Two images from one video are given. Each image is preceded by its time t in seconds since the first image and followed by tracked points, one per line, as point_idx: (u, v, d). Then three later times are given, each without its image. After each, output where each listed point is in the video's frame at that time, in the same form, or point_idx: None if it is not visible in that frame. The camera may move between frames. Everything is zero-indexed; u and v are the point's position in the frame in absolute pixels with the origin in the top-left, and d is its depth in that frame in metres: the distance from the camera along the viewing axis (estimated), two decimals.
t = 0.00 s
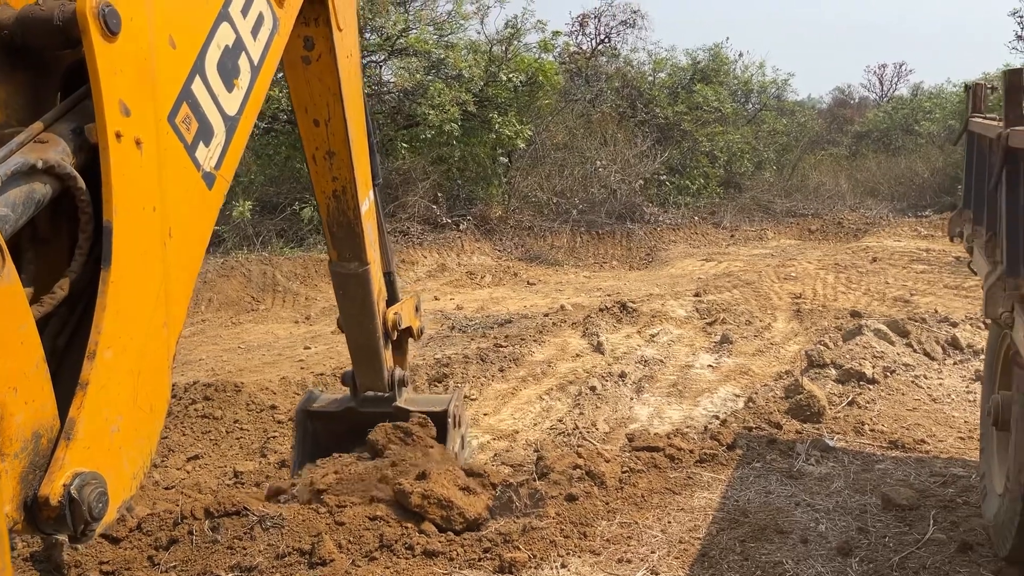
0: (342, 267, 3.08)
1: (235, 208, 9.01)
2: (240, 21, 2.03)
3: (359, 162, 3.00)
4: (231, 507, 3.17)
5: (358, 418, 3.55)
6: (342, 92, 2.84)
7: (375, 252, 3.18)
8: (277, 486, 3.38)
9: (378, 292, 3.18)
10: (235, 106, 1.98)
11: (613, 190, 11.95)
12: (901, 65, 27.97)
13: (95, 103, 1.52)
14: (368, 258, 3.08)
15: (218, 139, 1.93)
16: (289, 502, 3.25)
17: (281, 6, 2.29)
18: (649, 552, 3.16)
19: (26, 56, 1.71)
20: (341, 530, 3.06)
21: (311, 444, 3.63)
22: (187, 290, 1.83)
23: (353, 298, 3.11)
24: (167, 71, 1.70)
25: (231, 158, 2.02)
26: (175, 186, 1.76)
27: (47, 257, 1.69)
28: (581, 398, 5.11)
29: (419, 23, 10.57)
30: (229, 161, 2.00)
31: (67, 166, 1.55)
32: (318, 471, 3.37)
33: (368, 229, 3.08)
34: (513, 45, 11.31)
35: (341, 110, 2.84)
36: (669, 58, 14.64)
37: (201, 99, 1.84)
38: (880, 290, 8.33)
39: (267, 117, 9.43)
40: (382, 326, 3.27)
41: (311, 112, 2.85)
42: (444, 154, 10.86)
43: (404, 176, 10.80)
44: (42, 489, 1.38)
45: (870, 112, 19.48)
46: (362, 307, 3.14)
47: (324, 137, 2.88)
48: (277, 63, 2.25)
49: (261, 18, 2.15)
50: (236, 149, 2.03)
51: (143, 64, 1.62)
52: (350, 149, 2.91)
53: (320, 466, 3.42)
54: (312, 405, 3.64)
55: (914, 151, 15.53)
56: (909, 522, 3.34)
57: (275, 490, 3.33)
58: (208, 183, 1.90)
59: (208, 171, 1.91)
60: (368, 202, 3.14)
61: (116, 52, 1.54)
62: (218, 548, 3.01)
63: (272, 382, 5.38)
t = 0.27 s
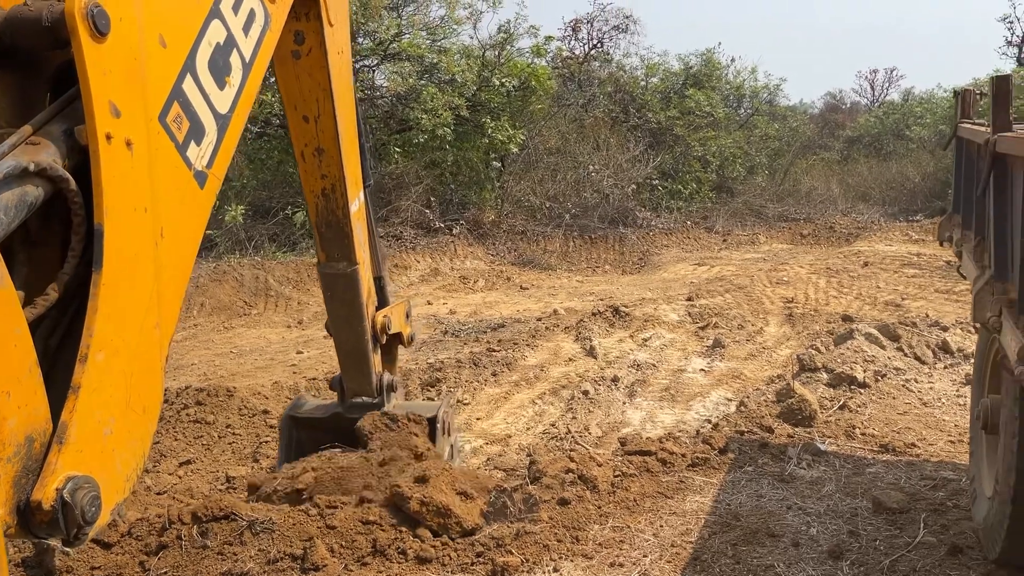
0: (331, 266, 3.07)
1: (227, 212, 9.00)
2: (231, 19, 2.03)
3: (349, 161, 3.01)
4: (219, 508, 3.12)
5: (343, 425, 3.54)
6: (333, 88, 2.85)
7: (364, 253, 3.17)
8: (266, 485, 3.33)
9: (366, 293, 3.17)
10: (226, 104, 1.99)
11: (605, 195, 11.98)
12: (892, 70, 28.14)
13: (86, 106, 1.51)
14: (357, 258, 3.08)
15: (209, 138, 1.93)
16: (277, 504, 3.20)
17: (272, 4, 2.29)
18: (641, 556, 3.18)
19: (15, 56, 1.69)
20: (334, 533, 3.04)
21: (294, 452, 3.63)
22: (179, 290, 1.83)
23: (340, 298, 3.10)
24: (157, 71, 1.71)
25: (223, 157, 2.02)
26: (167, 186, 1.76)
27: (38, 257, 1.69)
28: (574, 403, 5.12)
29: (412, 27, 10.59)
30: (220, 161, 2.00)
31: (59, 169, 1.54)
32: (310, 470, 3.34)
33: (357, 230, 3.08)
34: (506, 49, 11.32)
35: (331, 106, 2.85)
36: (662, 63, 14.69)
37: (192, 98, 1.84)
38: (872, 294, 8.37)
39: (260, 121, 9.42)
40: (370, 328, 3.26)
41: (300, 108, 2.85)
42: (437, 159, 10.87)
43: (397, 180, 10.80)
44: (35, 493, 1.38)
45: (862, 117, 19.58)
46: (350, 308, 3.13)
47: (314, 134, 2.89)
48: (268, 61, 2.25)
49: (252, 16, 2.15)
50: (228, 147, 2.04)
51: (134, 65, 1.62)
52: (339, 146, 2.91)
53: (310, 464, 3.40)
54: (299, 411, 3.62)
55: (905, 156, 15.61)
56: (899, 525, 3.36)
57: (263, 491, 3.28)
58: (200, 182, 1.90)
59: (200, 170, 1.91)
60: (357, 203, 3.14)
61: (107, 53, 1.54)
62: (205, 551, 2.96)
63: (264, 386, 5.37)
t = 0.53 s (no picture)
0: (323, 270, 3.05)
1: (220, 217, 8.99)
2: (225, 22, 2.03)
3: (341, 164, 3.00)
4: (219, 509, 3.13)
5: (334, 430, 3.56)
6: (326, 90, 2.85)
7: (356, 257, 3.16)
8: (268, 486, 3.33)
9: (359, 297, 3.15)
10: (219, 107, 1.99)
11: (599, 200, 12.00)
12: (883, 76, 28.37)
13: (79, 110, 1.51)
14: (350, 261, 3.06)
15: (203, 141, 1.93)
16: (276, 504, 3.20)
17: (266, 4, 2.29)
18: (635, 560, 3.18)
19: (8, 61, 1.68)
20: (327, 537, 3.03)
21: (283, 460, 3.62)
22: (174, 294, 1.83)
23: (332, 303, 3.08)
24: (151, 75, 1.71)
25: (217, 160, 2.02)
26: (161, 190, 1.76)
27: (33, 260, 1.69)
28: (567, 407, 5.12)
29: (406, 32, 10.61)
30: (214, 164, 2.00)
31: (55, 173, 1.54)
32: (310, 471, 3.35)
33: (349, 233, 3.07)
34: (500, 54, 11.33)
35: (324, 108, 2.85)
36: (655, 68, 14.73)
37: (186, 101, 1.84)
38: (864, 299, 8.40)
39: (253, 126, 9.42)
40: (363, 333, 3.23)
41: (293, 110, 2.85)
42: (430, 163, 10.88)
43: (390, 185, 10.79)
44: (29, 499, 1.38)
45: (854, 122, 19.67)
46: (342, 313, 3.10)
47: (306, 136, 2.89)
48: (262, 63, 2.25)
49: (246, 17, 2.15)
50: (222, 149, 2.04)
51: (128, 69, 1.62)
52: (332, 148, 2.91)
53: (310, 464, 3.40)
54: (288, 419, 3.63)
55: (897, 161, 15.67)
56: (892, 529, 3.37)
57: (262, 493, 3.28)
58: (193, 185, 1.91)
59: (194, 173, 1.91)
60: (349, 208, 3.13)
61: (100, 58, 1.54)
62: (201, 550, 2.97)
63: (257, 391, 5.36)
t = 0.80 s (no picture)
0: (312, 273, 3.04)
1: (214, 221, 8.98)
2: (218, 23, 2.04)
3: (332, 165, 3.00)
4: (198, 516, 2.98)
5: (322, 436, 3.56)
6: (317, 91, 2.85)
7: (346, 260, 3.15)
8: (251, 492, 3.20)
9: (349, 301, 3.14)
10: (213, 108, 2.00)
11: (593, 205, 12.03)
12: (876, 82, 28.55)
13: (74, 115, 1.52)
14: (340, 264, 3.06)
15: (197, 143, 1.94)
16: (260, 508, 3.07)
17: (259, 6, 2.29)
18: (629, 565, 3.19)
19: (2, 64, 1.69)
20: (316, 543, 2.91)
21: (269, 468, 3.60)
22: (168, 297, 1.83)
23: (321, 305, 3.07)
24: (145, 78, 1.71)
25: (211, 162, 2.03)
26: (155, 193, 1.77)
27: (27, 263, 1.69)
28: (562, 412, 5.13)
29: (400, 37, 10.64)
30: (208, 166, 2.01)
31: (49, 177, 1.55)
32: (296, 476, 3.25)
33: (340, 235, 3.06)
34: (494, 59, 11.35)
35: (315, 109, 2.85)
36: (649, 73, 14.78)
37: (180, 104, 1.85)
38: (857, 303, 8.44)
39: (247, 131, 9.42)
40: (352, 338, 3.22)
41: (284, 110, 2.85)
42: (425, 168, 10.88)
43: (384, 190, 10.76)
44: (25, 503, 1.39)
45: (847, 127, 19.76)
46: (332, 316, 3.09)
47: (297, 137, 2.89)
48: (255, 65, 2.26)
49: (239, 18, 2.16)
50: (216, 150, 2.05)
51: (121, 72, 1.63)
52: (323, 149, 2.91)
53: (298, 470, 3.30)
54: (277, 424, 3.63)
55: (889, 166, 15.74)
56: (885, 533, 3.39)
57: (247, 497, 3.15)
58: (188, 188, 1.91)
59: (189, 176, 1.92)
60: (340, 211, 3.13)
61: (94, 61, 1.55)
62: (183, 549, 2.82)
63: (251, 396, 5.35)
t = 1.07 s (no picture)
0: (308, 278, 3.03)
1: (208, 226, 8.97)
2: (217, 28, 2.05)
3: (328, 170, 3.00)
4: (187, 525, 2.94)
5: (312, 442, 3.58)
6: (314, 96, 2.86)
7: (341, 266, 3.15)
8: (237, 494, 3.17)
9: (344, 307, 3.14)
10: (211, 113, 2.00)
11: (588, 210, 12.05)
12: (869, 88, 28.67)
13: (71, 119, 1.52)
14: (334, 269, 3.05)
15: (195, 147, 1.94)
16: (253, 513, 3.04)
17: (257, 11, 2.30)
18: (624, 569, 3.20)
19: None
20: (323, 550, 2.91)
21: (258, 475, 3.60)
22: (166, 301, 1.84)
23: (316, 311, 3.07)
24: (143, 82, 1.72)
25: (209, 166, 2.03)
26: (153, 197, 1.77)
27: (25, 266, 1.69)
28: (557, 417, 5.13)
29: (395, 43, 10.66)
30: (206, 171, 2.01)
31: (48, 181, 1.55)
32: (290, 476, 3.23)
33: (335, 241, 3.06)
34: (489, 65, 11.37)
35: (312, 114, 2.86)
36: (643, 79, 14.83)
37: (177, 108, 1.85)
38: (851, 309, 8.47)
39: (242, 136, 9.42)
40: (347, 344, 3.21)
41: (281, 115, 2.86)
42: (419, 173, 10.89)
43: (378, 196, 10.73)
44: (22, 507, 1.39)
45: (841, 133, 19.85)
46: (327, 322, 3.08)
47: (293, 142, 2.89)
48: (254, 70, 2.26)
49: (237, 23, 2.17)
50: (214, 155, 2.05)
51: (119, 77, 1.63)
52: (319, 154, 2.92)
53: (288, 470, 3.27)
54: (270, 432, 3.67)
55: (883, 172, 15.81)
56: (878, 537, 3.40)
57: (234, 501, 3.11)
58: (186, 192, 1.91)
59: (187, 181, 1.92)
60: (336, 216, 3.13)
61: (92, 66, 1.55)
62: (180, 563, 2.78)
63: (246, 402, 5.34)
